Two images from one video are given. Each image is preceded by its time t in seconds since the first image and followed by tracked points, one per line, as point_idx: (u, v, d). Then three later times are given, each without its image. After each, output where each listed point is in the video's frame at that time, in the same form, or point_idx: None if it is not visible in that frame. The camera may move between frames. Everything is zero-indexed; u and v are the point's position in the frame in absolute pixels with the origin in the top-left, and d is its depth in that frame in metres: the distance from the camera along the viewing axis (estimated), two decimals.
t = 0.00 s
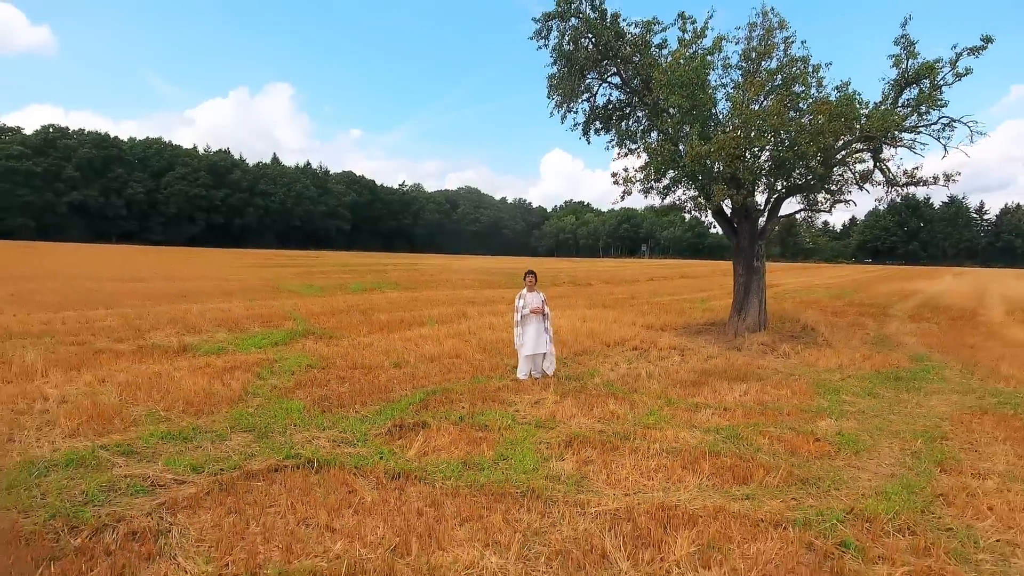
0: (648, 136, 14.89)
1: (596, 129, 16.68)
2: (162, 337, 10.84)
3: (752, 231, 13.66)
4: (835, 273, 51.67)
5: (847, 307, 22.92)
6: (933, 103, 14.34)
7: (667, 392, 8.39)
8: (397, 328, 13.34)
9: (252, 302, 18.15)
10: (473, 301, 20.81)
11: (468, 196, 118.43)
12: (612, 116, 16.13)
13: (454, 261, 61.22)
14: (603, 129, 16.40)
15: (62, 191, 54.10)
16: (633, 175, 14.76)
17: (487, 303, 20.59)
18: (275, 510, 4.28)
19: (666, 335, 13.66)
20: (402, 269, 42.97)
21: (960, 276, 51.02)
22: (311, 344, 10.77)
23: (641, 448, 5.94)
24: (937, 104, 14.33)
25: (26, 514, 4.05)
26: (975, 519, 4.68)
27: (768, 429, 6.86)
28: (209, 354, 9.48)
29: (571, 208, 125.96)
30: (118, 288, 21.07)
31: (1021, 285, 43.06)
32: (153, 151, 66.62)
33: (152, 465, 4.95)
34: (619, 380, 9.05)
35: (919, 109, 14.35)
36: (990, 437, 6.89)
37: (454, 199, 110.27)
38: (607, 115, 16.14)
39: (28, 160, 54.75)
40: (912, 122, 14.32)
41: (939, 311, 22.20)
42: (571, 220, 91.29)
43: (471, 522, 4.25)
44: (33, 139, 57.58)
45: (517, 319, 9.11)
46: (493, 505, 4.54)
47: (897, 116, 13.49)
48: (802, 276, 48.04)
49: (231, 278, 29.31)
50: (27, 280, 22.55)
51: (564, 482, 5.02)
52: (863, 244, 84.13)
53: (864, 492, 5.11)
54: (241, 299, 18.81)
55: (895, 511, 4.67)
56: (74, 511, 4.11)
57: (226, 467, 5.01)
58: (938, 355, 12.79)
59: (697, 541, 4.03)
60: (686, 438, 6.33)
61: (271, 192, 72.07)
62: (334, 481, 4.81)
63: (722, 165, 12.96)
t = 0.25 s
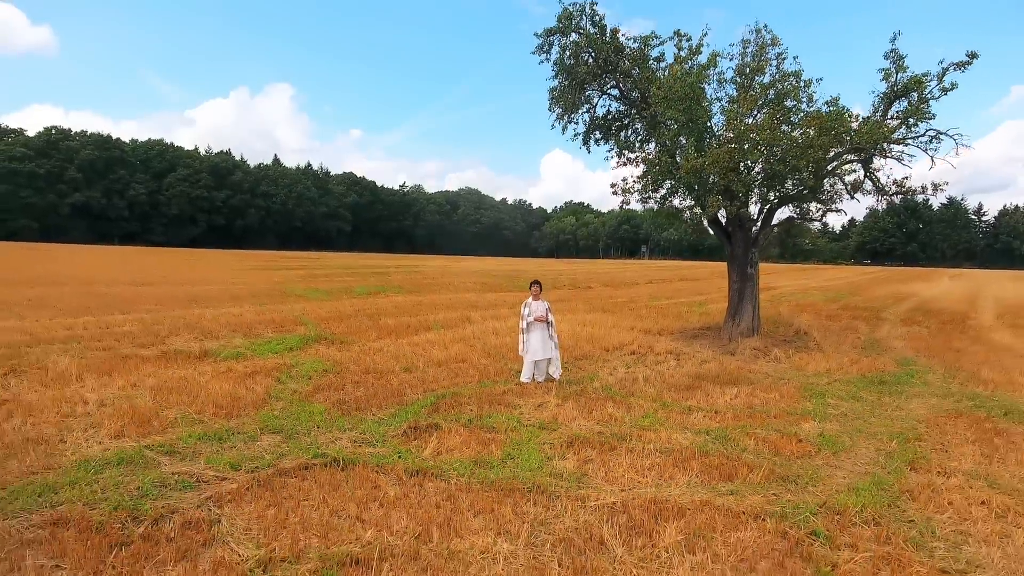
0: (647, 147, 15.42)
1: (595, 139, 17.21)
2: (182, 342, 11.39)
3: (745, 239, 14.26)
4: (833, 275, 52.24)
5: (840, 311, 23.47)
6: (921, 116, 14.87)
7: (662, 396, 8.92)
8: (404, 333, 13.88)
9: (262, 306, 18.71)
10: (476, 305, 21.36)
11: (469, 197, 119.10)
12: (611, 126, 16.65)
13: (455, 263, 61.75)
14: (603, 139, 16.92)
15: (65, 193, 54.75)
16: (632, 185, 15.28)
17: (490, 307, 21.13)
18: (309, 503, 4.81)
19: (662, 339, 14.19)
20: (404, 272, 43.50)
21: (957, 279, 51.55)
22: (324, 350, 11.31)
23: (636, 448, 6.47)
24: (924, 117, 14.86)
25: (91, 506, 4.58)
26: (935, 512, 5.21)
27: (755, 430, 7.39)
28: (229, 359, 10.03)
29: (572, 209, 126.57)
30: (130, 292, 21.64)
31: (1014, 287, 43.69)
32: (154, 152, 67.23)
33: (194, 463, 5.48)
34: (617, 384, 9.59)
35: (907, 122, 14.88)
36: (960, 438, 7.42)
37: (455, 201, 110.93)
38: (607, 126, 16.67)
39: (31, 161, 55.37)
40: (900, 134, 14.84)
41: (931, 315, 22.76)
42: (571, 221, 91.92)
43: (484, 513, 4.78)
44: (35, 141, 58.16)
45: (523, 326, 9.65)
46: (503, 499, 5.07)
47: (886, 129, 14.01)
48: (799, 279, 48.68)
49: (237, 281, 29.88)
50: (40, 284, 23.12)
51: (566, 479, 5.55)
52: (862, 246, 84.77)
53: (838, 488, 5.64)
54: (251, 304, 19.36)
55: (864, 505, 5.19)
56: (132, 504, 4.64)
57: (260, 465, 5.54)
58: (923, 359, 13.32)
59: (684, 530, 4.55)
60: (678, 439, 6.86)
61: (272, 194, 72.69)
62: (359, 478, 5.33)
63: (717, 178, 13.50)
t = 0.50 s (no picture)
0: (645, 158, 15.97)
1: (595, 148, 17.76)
2: (200, 347, 11.92)
3: (740, 247, 14.90)
4: (830, 278, 52.78)
5: (835, 314, 24.01)
6: (908, 129, 15.42)
7: (658, 399, 9.47)
8: (411, 338, 14.43)
9: (271, 311, 19.25)
10: (479, 309, 21.90)
11: (469, 198, 119.69)
12: (611, 137, 17.21)
13: (456, 265, 62.27)
14: (603, 149, 17.48)
15: (67, 194, 55.40)
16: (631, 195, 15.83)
17: (492, 311, 21.66)
18: (338, 498, 5.35)
19: (659, 344, 14.73)
20: (406, 274, 44.06)
21: (953, 281, 52.07)
22: (336, 355, 11.86)
23: (632, 449, 7.02)
24: (912, 130, 15.41)
25: (144, 501, 5.13)
26: (901, 507, 5.74)
27: (743, 432, 7.93)
28: (247, 364, 10.56)
29: (572, 210, 127.14)
30: (140, 296, 22.18)
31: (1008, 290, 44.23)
32: (157, 154, 67.86)
33: (230, 463, 6.03)
34: (615, 388, 10.14)
35: (895, 134, 15.42)
36: (935, 439, 7.96)
37: (455, 202, 111.50)
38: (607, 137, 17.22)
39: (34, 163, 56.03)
40: (889, 146, 15.38)
41: (923, 319, 23.29)
42: (570, 223, 92.52)
43: (495, 508, 5.32)
44: (38, 143, 58.81)
45: (526, 333, 10.20)
46: (511, 495, 5.61)
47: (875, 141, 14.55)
48: (797, 281, 49.23)
49: (244, 284, 30.43)
50: (53, 288, 23.66)
51: (568, 477, 6.09)
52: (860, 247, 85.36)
53: (815, 486, 6.18)
54: (260, 308, 19.91)
55: (837, 501, 5.73)
56: (180, 499, 5.18)
57: (290, 464, 6.08)
58: (910, 363, 13.86)
59: (674, 522, 5.09)
60: (671, 441, 7.40)
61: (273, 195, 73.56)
62: (380, 476, 5.87)
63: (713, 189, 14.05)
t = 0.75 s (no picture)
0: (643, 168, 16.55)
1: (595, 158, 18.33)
2: (217, 352, 12.49)
3: (734, 255, 15.64)
4: (827, 280, 53.37)
5: (829, 318, 24.57)
6: (896, 141, 16.00)
7: (653, 403, 10.03)
8: (417, 342, 14.99)
9: (280, 315, 19.82)
10: (481, 313, 22.46)
11: (470, 200, 120.36)
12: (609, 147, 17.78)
13: (457, 267, 62.85)
14: (602, 159, 18.04)
15: (68, 196, 56.14)
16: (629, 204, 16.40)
17: (495, 315, 22.22)
18: (361, 494, 5.91)
19: (656, 348, 15.28)
20: (408, 276, 44.65)
21: (948, 284, 52.64)
22: (346, 359, 12.42)
23: (628, 449, 7.57)
24: (899, 142, 15.99)
25: (187, 496, 5.69)
26: (872, 503, 6.30)
27: (732, 434, 8.50)
28: (264, 369, 11.12)
29: (572, 212, 127.76)
30: (151, 300, 22.75)
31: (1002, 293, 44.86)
32: (159, 156, 68.49)
33: (260, 462, 6.59)
34: (613, 391, 10.70)
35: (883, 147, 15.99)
36: (911, 441, 8.52)
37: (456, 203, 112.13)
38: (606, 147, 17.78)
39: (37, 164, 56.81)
40: (878, 157, 15.96)
41: (915, 323, 23.85)
42: (570, 224, 93.20)
43: (502, 503, 5.88)
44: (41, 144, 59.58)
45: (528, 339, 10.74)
46: (517, 491, 6.17)
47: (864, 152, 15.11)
48: (794, 284, 49.85)
49: (249, 287, 31.00)
50: (64, 291, 24.23)
51: (569, 475, 6.65)
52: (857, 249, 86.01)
53: (796, 484, 6.73)
54: (269, 312, 20.48)
55: (814, 497, 6.29)
56: (219, 494, 5.74)
57: (313, 463, 6.64)
58: (896, 367, 14.41)
59: (664, 515, 5.64)
60: (664, 441, 7.96)
61: (274, 196, 74.64)
62: (396, 474, 6.43)
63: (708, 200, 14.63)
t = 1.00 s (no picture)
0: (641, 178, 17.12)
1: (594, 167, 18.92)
2: (233, 356, 13.12)
3: (728, 262, 16.21)
4: (824, 283, 54.02)
5: (823, 321, 25.13)
6: (885, 152, 16.58)
7: (649, 405, 10.60)
8: (423, 346, 15.60)
9: (287, 318, 20.48)
10: (483, 317, 23.08)
11: (470, 201, 121.19)
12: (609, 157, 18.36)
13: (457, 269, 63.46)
14: (601, 169, 18.62)
15: (71, 198, 59.88)
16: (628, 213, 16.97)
17: (497, 319, 22.80)
18: (380, 490, 6.48)
19: (653, 352, 15.86)
20: (410, 279, 45.34)
21: (944, 287, 53.22)
22: (356, 363, 13.02)
23: (624, 449, 8.15)
24: (888, 153, 16.57)
25: (223, 491, 6.26)
26: (847, 498, 6.87)
27: (723, 435, 9.07)
28: (279, 372, 11.72)
29: (571, 213, 128.58)
30: (161, 303, 23.47)
31: (994, 295, 45.49)
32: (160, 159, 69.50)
33: (285, 461, 7.17)
34: (612, 395, 11.27)
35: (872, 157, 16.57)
36: (891, 442, 9.06)
37: (456, 205, 112.94)
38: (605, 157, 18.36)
39: (37, 166, 59.49)
40: (868, 168, 16.52)
41: (907, 326, 24.40)
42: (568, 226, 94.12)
43: (509, 498, 6.44)
44: (43, 146, 62.58)
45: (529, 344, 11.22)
46: (522, 487, 6.74)
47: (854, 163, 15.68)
48: (790, 286, 50.52)
49: (255, 290, 31.72)
50: (76, 295, 24.89)
51: (570, 473, 7.22)
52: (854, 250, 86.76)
53: (779, 481, 7.30)
54: (277, 316, 21.13)
55: (794, 493, 6.85)
56: (252, 489, 6.32)
57: (334, 461, 7.22)
58: (884, 370, 14.97)
59: (656, 509, 6.21)
60: (659, 442, 8.53)
61: (274, 198, 77.28)
62: (411, 472, 7.00)
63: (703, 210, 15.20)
